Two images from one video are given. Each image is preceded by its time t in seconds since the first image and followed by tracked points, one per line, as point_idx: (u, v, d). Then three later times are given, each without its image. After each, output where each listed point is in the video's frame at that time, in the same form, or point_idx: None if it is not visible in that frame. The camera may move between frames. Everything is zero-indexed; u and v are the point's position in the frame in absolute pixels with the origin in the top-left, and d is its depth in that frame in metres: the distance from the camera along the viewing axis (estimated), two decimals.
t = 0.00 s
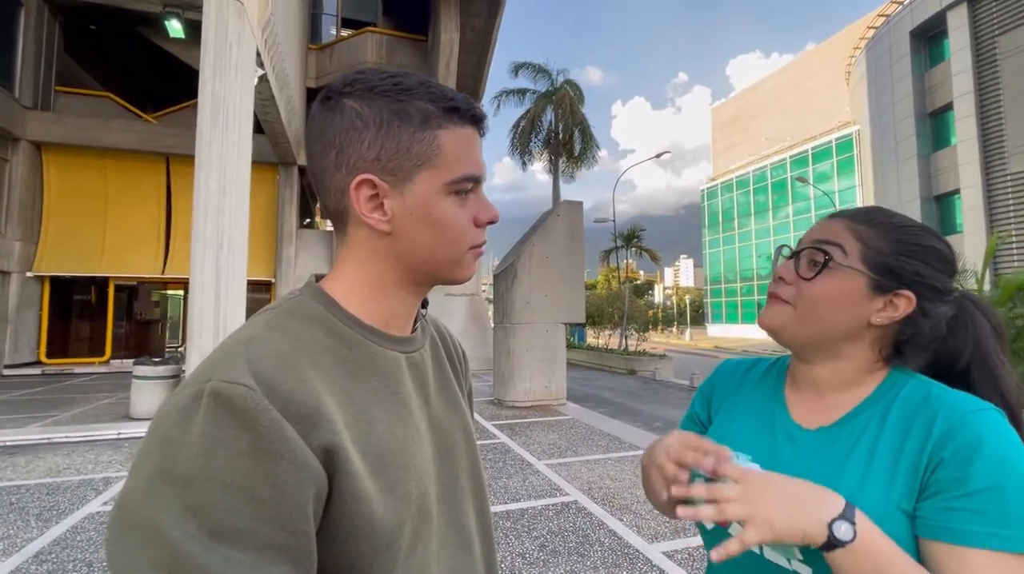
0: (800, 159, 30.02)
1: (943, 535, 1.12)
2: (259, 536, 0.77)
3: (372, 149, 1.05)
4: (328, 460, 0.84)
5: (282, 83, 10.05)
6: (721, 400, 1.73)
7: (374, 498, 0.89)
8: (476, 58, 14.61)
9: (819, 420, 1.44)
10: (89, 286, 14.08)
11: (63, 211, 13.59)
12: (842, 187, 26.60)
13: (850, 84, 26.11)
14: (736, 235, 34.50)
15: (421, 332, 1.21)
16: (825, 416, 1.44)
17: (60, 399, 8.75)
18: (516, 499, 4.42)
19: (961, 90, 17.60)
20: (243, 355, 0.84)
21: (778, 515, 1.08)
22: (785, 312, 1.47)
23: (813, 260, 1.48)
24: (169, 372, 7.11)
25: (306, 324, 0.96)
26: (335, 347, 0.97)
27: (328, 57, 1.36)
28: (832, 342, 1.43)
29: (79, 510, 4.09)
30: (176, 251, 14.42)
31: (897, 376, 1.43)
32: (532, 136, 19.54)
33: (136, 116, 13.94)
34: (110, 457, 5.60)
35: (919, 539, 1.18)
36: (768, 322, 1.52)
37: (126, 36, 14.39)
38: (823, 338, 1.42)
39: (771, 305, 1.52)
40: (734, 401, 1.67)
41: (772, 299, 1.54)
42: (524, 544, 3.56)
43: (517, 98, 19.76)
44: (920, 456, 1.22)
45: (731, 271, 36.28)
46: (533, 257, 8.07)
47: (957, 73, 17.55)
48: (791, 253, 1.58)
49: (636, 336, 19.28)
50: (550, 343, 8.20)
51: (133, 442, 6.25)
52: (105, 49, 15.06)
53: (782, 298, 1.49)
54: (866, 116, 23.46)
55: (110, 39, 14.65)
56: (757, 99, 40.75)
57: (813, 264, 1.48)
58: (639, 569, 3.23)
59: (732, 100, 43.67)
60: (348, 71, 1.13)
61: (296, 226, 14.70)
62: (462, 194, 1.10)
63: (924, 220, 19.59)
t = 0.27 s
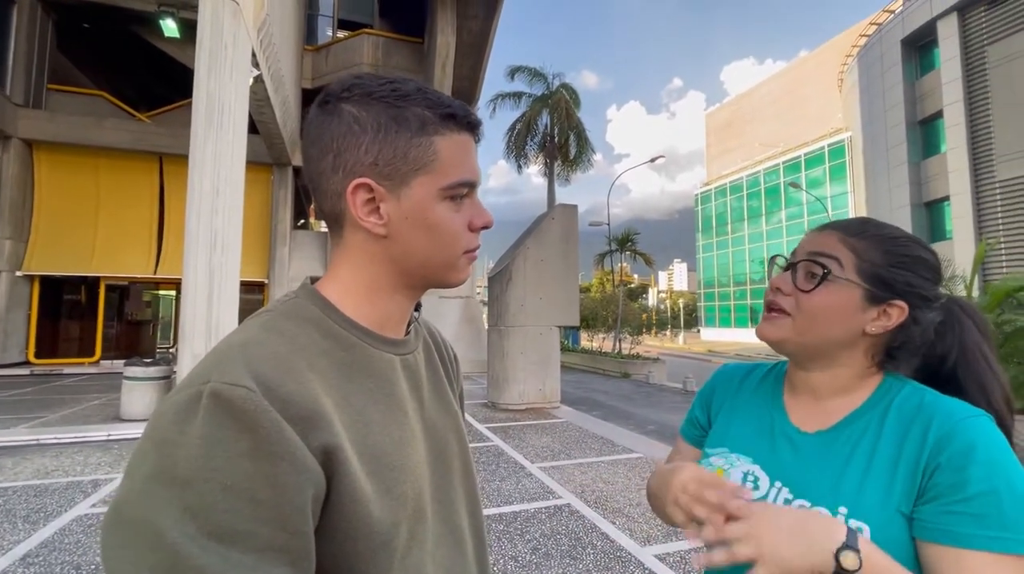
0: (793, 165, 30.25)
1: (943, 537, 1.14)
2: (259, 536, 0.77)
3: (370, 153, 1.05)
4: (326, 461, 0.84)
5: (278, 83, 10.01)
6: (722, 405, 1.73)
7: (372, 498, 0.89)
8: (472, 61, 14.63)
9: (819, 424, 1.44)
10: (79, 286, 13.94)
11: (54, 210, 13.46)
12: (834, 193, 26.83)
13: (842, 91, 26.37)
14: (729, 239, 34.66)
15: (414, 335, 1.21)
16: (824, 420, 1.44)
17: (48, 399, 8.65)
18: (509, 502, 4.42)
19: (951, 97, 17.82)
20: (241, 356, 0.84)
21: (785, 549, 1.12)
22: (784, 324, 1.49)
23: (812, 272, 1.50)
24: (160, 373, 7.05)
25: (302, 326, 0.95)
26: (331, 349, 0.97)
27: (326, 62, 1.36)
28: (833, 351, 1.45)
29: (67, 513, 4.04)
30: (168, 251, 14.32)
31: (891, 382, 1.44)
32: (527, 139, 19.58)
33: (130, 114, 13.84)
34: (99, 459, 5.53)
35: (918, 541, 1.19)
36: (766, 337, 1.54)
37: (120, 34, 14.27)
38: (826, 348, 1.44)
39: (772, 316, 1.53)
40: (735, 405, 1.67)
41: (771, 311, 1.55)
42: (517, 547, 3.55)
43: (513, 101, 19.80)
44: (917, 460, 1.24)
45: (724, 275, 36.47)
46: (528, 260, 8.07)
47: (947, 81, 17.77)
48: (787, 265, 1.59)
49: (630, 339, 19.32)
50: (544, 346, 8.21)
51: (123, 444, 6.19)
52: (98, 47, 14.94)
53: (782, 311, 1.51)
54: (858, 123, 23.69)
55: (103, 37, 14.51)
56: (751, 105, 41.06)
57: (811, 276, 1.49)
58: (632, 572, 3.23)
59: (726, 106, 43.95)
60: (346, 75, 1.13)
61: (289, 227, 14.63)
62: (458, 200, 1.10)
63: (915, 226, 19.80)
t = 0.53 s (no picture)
0: (789, 169, 30.39)
1: (904, 493, 1.16)
2: (267, 541, 0.77)
3: (369, 158, 1.05)
4: (332, 465, 0.84)
5: (276, 83, 9.99)
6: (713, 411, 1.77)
7: (376, 502, 0.88)
8: (471, 63, 14.64)
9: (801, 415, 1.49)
10: (74, 285, 13.86)
11: (49, 209, 13.38)
12: (830, 198, 26.95)
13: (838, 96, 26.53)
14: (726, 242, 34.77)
15: (411, 338, 1.20)
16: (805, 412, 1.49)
17: (42, 400, 8.58)
18: (505, 504, 4.41)
19: (946, 103, 17.96)
20: (246, 359, 0.83)
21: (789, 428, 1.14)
22: (787, 332, 1.45)
23: (824, 285, 1.46)
24: (155, 373, 7.01)
25: (304, 329, 0.95)
26: (333, 353, 0.96)
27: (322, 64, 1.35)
28: (824, 356, 1.46)
29: (60, 514, 4.01)
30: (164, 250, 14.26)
31: (862, 373, 1.49)
32: (525, 142, 19.60)
33: (126, 114, 13.79)
34: (92, 459, 5.50)
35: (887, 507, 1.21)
36: (768, 344, 1.47)
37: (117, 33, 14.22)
38: (817, 356, 1.46)
39: (776, 322, 1.48)
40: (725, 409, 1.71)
41: (773, 314, 1.49)
42: (513, 550, 3.55)
43: (511, 103, 19.82)
44: (883, 430, 1.29)
45: (720, 278, 36.59)
46: (525, 262, 8.07)
47: (942, 87, 17.91)
48: (792, 271, 1.55)
49: (627, 341, 19.33)
50: (541, 348, 8.20)
51: (117, 444, 6.14)
52: (95, 46, 14.88)
53: (788, 318, 1.46)
54: (854, 128, 23.83)
55: (100, 36, 14.35)
56: (748, 109, 41.23)
57: (823, 291, 1.45)
58: None
59: (723, 110, 44.13)
60: (346, 79, 1.13)
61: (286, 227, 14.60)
62: (457, 204, 1.10)
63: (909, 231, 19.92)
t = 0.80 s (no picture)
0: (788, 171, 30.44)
1: (891, 501, 1.17)
2: (267, 543, 0.76)
3: (369, 159, 1.05)
4: (333, 466, 0.84)
5: (276, 83, 9.99)
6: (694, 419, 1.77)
7: (375, 502, 0.88)
8: (471, 64, 14.65)
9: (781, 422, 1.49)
10: (72, 284, 13.82)
11: (48, 207, 13.34)
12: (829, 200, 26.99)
13: (838, 99, 26.59)
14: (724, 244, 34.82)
15: (408, 341, 1.20)
16: (784, 417, 1.50)
17: (39, 398, 8.56)
18: (502, 505, 4.41)
19: (944, 107, 18.03)
20: (246, 360, 0.83)
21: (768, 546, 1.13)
22: (786, 347, 1.46)
23: (814, 299, 1.48)
24: (153, 372, 6.99)
25: (303, 330, 0.94)
26: (332, 354, 0.96)
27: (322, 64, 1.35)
28: (817, 365, 1.47)
29: (57, 513, 3.99)
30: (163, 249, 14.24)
31: (840, 374, 1.50)
32: (525, 143, 19.62)
33: (125, 112, 13.77)
34: (89, 459, 5.48)
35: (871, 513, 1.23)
36: (767, 358, 1.49)
37: (116, 32, 14.19)
38: (808, 369, 1.47)
39: (772, 337, 1.49)
40: (705, 416, 1.72)
41: (767, 330, 1.51)
42: (510, 551, 3.55)
43: (511, 104, 19.84)
44: (863, 434, 1.30)
45: (719, 281, 36.67)
46: (524, 263, 8.07)
47: (941, 91, 17.97)
48: (780, 281, 1.56)
49: (625, 342, 19.36)
50: (539, 349, 8.20)
51: (114, 444, 6.13)
52: (94, 44, 14.84)
53: (785, 332, 1.47)
54: (852, 130, 23.88)
55: (101, 34, 14.18)
56: (747, 111, 41.31)
57: (813, 304, 1.47)
58: None
59: (722, 112, 44.19)
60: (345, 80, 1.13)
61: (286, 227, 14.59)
62: (456, 205, 1.11)
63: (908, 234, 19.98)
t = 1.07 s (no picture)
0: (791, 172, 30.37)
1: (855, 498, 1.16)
2: (264, 543, 0.76)
3: (369, 160, 1.05)
4: (332, 466, 0.84)
5: (277, 82, 9.99)
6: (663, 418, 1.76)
7: (374, 503, 0.88)
8: (472, 63, 14.64)
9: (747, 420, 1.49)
10: (74, 282, 13.84)
11: (50, 205, 13.36)
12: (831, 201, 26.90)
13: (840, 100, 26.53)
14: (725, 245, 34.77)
15: (409, 340, 1.20)
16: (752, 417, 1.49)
17: (41, 396, 8.58)
18: (503, 505, 4.40)
19: (947, 108, 17.98)
20: (246, 359, 0.83)
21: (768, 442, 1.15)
22: (755, 312, 1.46)
23: (767, 271, 1.53)
24: (154, 370, 7.01)
25: (303, 330, 0.94)
26: (332, 354, 0.96)
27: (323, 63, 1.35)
28: (786, 332, 1.47)
29: (58, 511, 4.00)
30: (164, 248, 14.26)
31: (807, 372, 1.50)
32: (526, 142, 19.60)
33: (128, 110, 13.78)
34: (91, 457, 5.49)
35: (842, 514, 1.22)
36: (740, 325, 1.46)
37: (118, 30, 14.19)
38: (781, 336, 1.46)
39: (739, 305, 1.48)
40: (673, 417, 1.70)
41: (733, 300, 1.51)
42: (510, 551, 3.55)
43: (512, 104, 19.82)
44: (830, 431, 1.29)
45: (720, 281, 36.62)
46: (525, 263, 8.06)
47: (944, 91, 17.91)
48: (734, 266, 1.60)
49: (626, 342, 19.34)
50: (540, 349, 8.20)
51: (115, 442, 6.14)
52: (96, 43, 14.84)
53: (750, 299, 1.48)
54: (854, 131, 23.83)
55: (103, 33, 14.29)
56: (749, 111, 41.22)
57: (770, 274, 1.52)
58: None
59: (724, 112, 44.09)
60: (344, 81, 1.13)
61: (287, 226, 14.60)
62: (456, 206, 1.10)
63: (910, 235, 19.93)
